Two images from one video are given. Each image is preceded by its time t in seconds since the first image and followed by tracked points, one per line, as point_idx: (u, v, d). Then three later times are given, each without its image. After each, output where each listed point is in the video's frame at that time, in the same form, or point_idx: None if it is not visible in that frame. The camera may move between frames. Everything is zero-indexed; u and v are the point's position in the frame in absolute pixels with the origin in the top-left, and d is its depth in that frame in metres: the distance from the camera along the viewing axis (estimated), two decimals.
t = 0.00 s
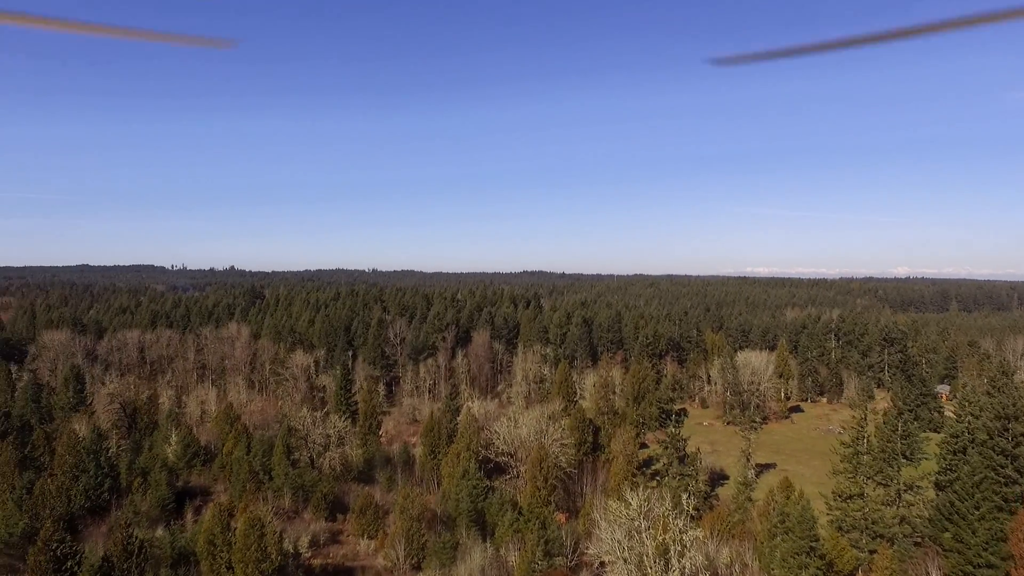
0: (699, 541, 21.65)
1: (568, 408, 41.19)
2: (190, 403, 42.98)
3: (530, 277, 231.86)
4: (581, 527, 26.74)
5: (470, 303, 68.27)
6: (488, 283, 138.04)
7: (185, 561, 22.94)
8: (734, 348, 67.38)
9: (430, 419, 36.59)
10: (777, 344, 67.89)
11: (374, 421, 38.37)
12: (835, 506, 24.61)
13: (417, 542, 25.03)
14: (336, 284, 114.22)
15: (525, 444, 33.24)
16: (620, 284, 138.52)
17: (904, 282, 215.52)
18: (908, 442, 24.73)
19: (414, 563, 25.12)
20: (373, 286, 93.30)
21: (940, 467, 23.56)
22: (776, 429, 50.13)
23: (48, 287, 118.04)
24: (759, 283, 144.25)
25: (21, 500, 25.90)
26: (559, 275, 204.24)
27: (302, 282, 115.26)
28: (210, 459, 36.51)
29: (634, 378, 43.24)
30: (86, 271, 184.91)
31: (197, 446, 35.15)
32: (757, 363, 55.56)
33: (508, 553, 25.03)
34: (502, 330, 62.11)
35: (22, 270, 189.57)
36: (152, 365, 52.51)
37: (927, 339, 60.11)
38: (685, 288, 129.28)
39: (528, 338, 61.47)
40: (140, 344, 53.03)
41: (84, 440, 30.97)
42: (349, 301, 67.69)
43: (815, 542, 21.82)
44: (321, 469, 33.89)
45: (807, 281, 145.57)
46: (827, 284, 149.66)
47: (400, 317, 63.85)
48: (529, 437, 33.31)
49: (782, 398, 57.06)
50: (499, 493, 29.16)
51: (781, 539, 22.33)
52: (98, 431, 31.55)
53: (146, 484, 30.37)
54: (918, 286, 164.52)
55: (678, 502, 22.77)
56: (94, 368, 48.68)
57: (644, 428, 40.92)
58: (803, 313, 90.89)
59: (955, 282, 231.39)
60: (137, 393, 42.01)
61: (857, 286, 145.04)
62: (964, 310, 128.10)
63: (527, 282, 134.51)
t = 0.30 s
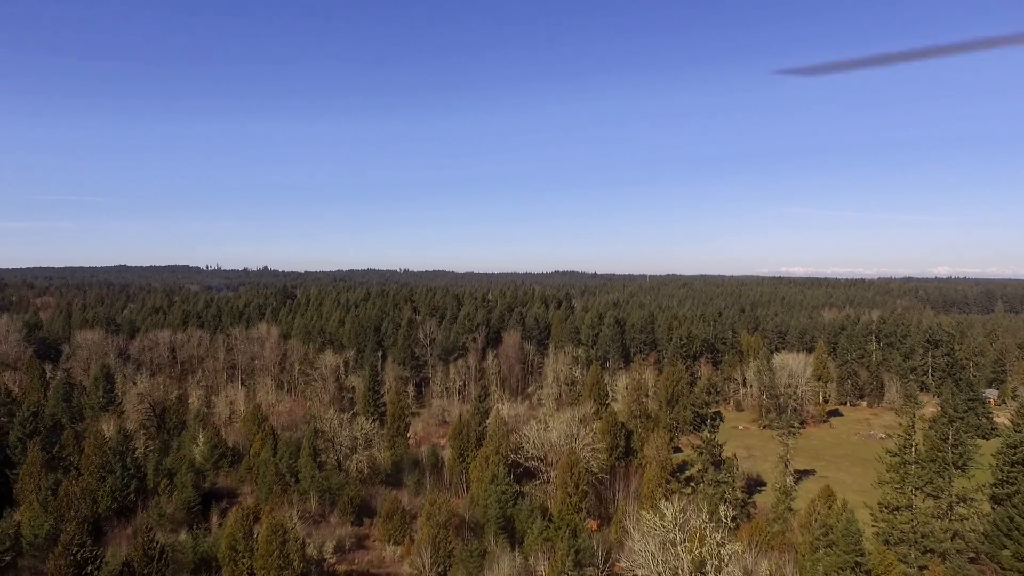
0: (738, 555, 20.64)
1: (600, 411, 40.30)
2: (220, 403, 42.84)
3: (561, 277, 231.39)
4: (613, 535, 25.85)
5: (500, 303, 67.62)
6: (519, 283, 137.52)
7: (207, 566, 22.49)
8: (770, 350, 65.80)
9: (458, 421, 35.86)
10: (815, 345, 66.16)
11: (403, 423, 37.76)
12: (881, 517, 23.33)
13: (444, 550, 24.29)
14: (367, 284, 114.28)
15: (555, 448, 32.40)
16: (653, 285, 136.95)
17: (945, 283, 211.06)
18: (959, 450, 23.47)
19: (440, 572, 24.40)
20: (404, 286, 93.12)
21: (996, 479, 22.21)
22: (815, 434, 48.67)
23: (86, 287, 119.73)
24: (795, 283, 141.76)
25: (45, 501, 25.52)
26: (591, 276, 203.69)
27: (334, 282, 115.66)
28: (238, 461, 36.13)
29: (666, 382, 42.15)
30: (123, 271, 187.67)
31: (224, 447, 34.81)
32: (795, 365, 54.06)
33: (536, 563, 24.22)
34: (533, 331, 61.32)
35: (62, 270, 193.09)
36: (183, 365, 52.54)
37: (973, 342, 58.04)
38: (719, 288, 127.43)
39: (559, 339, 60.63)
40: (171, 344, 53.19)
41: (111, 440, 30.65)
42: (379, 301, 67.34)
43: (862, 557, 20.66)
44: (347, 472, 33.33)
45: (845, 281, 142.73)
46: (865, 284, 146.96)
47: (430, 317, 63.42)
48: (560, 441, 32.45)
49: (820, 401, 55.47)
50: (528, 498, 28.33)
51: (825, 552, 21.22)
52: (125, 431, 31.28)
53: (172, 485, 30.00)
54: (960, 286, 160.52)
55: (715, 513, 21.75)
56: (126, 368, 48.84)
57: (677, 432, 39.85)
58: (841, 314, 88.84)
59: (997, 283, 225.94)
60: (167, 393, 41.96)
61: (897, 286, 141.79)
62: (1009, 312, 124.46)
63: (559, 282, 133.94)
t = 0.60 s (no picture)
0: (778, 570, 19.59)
1: (632, 415, 39.29)
2: (248, 404, 42.62)
3: (592, 276, 230.06)
4: (645, 545, 24.90)
5: (530, 303, 66.83)
6: (550, 282, 136.70)
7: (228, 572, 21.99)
8: (807, 352, 64.22)
9: (487, 424, 35.11)
10: (855, 347, 64.43)
11: (431, 426, 37.15)
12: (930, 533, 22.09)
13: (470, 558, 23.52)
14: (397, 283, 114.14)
15: (586, 452, 31.50)
16: (686, 285, 135.25)
17: (987, 283, 205.98)
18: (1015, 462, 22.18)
19: None
20: (433, 286, 92.74)
21: None
22: (855, 439, 47.20)
23: (122, 287, 121.17)
24: (831, 283, 139.06)
25: (69, 503, 25.13)
26: (622, 275, 202.34)
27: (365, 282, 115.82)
28: (264, 462, 35.76)
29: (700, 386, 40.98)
30: (160, 272, 190.06)
31: (250, 449, 34.44)
32: (834, 368, 52.55)
33: (566, 574, 23.37)
34: (564, 332, 60.48)
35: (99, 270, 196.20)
36: (213, 365, 52.52)
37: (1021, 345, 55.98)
38: (754, 287, 125.44)
39: (591, 340, 59.70)
40: (201, 344, 53.18)
41: (136, 440, 30.29)
42: (408, 302, 66.95)
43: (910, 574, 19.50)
44: (374, 475, 32.76)
45: (883, 281, 139.73)
46: (905, 284, 143.67)
47: (460, 318, 62.88)
48: (591, 445, 31.55)
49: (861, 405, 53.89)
50: (558, 505, 27.47)
51: (871, 568, 20.08)
52: (151, 433, 30.98)
53: (197, 488, 29.55)
54: (1003, 287, 156.40)
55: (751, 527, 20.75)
56: (156, 367, 48.86)
57: (712, 437, 38.72)
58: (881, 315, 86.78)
59: None
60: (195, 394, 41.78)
61: (938, 286, 138.35)
62: None
63: (590, 282, 132.86)
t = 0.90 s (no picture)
0: None
1: (663, 418, 38.18)
2: (274, 405, 42.32)
3: (622, 276, 228.50)
4: (678, 555, 23.93)
5: (560, 304, 65.95)
6: (580, 282, 135.64)
7: None
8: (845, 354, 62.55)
9: (514, 427, 34.29)
10: (894, 349, 62.63)
11: (458, 428, 36.45)
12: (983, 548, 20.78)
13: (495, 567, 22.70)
14: (427, 283, 114.09)
15: (617, 457, 30.55)
16: (718, 285, 133.34)
17: None
18: None
19: None
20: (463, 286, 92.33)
21: None
22: (895, 445, 45.66)
23: (156, 287, 122.46)
24: (868, 283, 136.22)
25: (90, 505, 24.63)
26: (653, 275, 200.77)
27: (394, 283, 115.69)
28: (289, 464, 35.30)
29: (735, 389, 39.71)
30: (194, 272, 192.16)
31: (275, 451, 33.99)
32: (874, 370, 50.95)
33: None
34: (594, 332, 59.49)
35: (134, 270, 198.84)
36: (241, 365, 52.38)
37: None
38: (788, 287, 123.24)
39: (621, 340, 58.69)
40: (229, 344, 53.08)
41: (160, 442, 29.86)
42: (437, 302, 66.45)
43: None
44: (399, 478, 32.12)
45: (921, 282, 136.56)
46: (944, 284, 140.28)
47: (488, 318, 62.22)
48: (621, 450, 30.60)
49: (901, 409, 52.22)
50: (587, 512, 26.55)
51: None
52: (174, 434, 30.58)
53: (220, 491, 29.05)
54: None
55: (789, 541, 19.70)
56: (184, 367, 48.81)
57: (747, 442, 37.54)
58: (921, 316, 84.56)
59: None
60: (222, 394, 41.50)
61: (979, 285, 134.95)
62: None
63: (620, 282, 131.59)
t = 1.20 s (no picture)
0: None
1: (680, 422, 37.28)
2: (285, 406, 41.80)
3: (637, 276, 227.40)
4: (694, 565, 23.07)
5: (574, 304, 65.13)
6: (596, 282, 134.80)
7: None
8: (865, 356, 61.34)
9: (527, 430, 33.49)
10: (916, 351, 61.35)
11: (469, 431, 35.74)
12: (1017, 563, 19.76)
13: None
14: (442, 282, 113.69)
15: (632, 462, 29.67)
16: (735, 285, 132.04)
17: None
18: None
19: None
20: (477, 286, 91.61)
21: None
22: (918, 449, 44.55)
23: (172, 287, 122.57)
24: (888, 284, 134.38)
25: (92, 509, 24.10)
26: (669, 276, 199.55)
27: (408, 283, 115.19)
28: (298, 467, 34.73)
29: (752, 392, 38.77)
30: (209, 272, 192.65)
31: (283, 454, 33.41)
32: (895, 373, 49.78)
33: None
34: (608, 333, 58.62)
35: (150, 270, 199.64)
36: (252, 365, 51.94)
37: None
38: (807, 288, 121.67)
39: (636, 341, 57.84)
40: (240, 344, 52.65)
41: (164, 444, 29.28)
42: (450, 302, 65.81)
43: None
44: (408, 482, 31.41)
45: (943, 282, 134.55)
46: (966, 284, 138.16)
47: (502, 318, 61.51)
48: (636, 455, 29.72)
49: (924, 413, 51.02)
50: (601, 519, 25.71)
51: None
52: (180, 436, 30.03)
53: (226, 495, 28.44)
54: None
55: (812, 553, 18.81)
56: (195, 368, 48.41)
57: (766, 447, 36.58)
58: (943, 317, 83.02)
59: None
60: (231, 395, 41.05)
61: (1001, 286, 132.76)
62: None
63: (636, 282, 130.61)
